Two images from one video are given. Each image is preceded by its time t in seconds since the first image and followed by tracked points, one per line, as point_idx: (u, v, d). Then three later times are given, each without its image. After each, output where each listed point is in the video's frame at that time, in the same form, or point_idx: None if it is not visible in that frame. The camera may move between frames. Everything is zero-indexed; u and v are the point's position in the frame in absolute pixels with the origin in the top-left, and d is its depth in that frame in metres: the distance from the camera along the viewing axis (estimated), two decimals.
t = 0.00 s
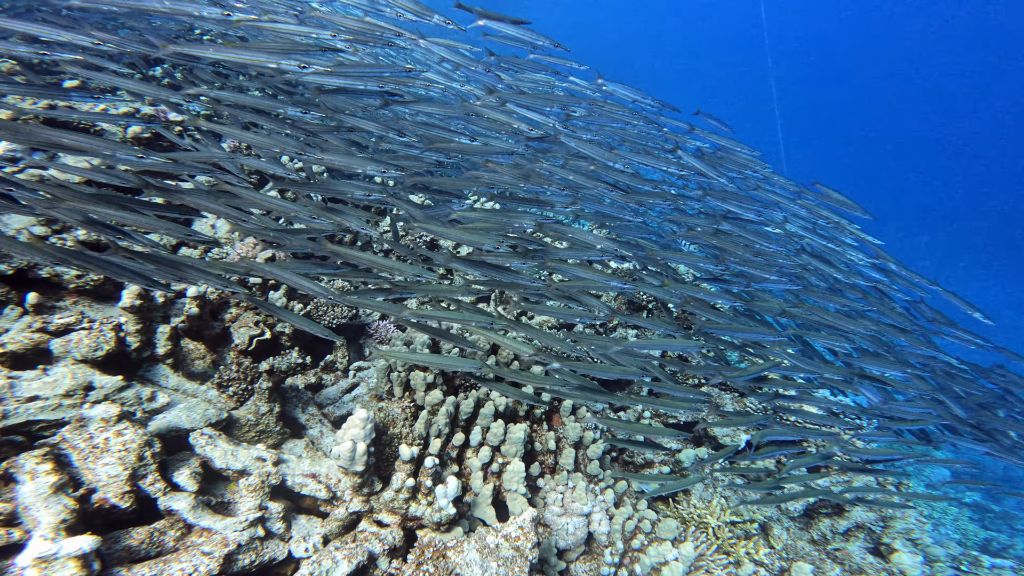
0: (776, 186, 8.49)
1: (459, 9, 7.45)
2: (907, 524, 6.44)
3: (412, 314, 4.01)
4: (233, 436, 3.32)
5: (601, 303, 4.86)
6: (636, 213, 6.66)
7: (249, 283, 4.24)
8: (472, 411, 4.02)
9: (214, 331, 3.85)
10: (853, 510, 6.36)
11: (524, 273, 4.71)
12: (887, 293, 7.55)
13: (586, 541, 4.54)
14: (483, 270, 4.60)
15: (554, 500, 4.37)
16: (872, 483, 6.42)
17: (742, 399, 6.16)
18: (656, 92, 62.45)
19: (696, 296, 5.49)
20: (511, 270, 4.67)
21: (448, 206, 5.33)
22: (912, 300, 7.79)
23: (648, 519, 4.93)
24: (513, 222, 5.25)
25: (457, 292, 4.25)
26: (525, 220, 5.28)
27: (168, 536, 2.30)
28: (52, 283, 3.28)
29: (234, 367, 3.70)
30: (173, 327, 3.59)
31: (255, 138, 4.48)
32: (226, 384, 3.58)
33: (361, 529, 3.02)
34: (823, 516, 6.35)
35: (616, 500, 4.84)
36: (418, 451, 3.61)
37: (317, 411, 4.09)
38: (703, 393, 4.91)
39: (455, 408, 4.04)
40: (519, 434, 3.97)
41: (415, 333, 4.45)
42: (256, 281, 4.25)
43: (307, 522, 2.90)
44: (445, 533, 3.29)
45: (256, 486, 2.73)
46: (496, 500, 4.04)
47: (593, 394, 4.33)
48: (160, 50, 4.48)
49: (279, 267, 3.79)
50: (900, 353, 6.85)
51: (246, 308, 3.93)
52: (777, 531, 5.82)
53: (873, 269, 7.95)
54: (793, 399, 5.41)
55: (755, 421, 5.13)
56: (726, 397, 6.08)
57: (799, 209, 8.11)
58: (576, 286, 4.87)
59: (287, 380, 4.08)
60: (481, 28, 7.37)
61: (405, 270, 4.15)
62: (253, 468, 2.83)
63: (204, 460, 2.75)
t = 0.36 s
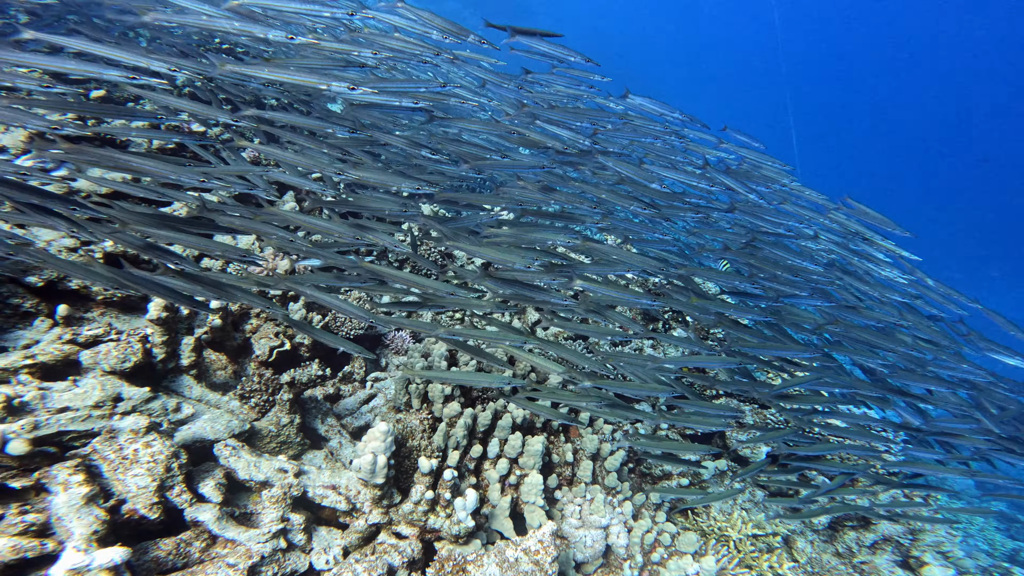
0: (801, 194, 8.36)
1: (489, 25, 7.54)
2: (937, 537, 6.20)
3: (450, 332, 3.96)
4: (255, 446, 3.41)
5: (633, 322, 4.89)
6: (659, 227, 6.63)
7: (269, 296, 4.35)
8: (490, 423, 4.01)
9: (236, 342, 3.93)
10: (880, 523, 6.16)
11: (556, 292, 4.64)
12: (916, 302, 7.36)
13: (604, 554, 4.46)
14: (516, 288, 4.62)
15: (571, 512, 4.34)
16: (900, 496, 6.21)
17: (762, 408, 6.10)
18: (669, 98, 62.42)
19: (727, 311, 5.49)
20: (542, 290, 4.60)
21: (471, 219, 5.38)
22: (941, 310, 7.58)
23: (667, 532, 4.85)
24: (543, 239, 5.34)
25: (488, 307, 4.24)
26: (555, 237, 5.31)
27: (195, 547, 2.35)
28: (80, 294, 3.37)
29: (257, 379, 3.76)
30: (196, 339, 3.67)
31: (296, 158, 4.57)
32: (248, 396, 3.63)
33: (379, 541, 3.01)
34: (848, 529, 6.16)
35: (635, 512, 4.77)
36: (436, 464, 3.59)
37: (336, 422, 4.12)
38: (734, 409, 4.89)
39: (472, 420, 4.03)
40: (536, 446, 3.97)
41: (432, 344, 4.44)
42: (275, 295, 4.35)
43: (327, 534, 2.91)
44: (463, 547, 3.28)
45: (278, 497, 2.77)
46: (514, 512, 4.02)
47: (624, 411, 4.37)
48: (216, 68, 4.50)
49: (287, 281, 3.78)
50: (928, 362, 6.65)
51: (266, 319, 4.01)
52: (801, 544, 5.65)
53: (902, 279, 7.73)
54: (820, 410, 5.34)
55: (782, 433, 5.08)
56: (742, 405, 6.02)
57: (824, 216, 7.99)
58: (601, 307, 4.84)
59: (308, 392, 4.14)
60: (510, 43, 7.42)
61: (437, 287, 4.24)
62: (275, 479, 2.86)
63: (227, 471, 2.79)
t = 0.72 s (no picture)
0: (818, 204, 8.34)
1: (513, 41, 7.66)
2: (959, 550, 6.03)
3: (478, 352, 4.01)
4: (269, 459, 3.43)
5: (659, 342, 4.91)
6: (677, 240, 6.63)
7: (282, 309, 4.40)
8: (501, 435, 4.01)
9: (250, 354, 3.99)
10: (900, 535, 6.01)
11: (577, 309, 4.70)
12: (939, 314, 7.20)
13: (618, 567, 4.39)
14: (543, 308, 4.65)
15: (584, 525, 4.31)
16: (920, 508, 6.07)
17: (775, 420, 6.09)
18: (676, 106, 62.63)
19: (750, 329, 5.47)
20: (564, 308, 4.65)
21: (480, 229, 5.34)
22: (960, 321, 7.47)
23: (682, 545, 4.76)
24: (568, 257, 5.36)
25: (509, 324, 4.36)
26: (581, 256, 5.34)
27: (212, 560, 2.40)
28: (98, 307, 3.40)
29: (271, 391, 3.76)
30: (211, 351, 3.72)
31: (324, 181, 4.62)
32: (262, 409, 3.65)
33: (393, 554, 3.02)
34: (867, 542, 6.02)
35: (647, 525, 4.71)
36: (449, 477, 3.61)
37: (349, 434, 4.14)
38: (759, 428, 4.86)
39: (484, 433, 4.02)
40: (549, 459, 3.96)
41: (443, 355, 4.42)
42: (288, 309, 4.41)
43: (341, 547, 2.94)
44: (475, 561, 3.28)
45: (293, 511, 2.80)
46: (526, 525, 4.01)
47: (645, 431, 4.43)
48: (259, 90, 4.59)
49: (304, 296, 3.90)
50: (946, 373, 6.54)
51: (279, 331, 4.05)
52: (818, 557, 5.52)
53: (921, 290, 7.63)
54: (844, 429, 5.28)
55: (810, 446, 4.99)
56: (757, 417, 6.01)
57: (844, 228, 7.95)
58: (626, 329, 4.89)
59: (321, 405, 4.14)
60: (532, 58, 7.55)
61: (462, 307, 4.24)
62: (290, 492, 2.90)
63: (243, 483, 2.83)
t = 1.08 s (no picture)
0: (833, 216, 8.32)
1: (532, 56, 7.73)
2: (980, 564, 5.93)
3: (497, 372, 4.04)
4: (281, 473, 3.45)
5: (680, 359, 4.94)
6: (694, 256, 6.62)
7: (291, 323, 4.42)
8: (512, 449, 4.01)
9: (261, 366, 4.02)
10: (919, 550, 5.89)
11: (599, 329, 4.76)
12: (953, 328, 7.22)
13: None
14: (563, 327, 4.72)
15: (594, 539, 4.26)
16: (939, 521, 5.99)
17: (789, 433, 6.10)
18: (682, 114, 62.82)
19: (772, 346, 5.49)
20: (588, 329, 4.73)
21: (496, 244, 5.37)
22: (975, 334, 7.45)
23: (695, 561, 4.68)
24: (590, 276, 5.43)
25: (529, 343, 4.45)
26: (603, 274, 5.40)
27: None
28: (112, 321, 3.46)
29: (282, 405, 3.79)
30: (223, 364, 3.76)
31: (353, 204, 4.61)
32: (274, 422, 3.68)
33: (404, 569, 3.08)
34: (885, 556, 5.89)
35: (659, 538, 4.65)
36: (460, 491, 3.64)
37: (359, 446, 4.14)
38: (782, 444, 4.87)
39: (494, 446, 4.01)
40: (559, 473, 3.95)
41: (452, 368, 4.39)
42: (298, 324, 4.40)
43: (352, 561, 2.94)
44: None
45: (306, 525, 2.83)
46: (536, 538, 4.00)
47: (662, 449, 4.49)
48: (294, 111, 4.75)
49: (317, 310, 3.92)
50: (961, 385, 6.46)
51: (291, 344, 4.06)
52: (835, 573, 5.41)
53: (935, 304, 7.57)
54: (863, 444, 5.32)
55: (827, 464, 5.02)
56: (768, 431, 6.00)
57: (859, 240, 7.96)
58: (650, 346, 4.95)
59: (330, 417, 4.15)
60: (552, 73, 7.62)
61: (484, 327, 4.30)
62: (302, 506, 2.91)
63: (255, 497, 2.86)
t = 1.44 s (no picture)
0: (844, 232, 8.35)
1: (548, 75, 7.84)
2: None
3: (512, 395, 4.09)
4: (290, 489, 3.47)
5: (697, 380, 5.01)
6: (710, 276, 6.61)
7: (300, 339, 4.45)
8: (519, 465, 4.02)
9: (270, 382, 4.04)
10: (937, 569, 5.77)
11: (615, 354, 4.84)
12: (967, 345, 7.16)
13: None
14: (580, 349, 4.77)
15: (603, 556, 4.23)
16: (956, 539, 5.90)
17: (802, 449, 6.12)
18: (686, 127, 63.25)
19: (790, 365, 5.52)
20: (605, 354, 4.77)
21: (510, 264, 5.38)
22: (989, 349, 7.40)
23: None
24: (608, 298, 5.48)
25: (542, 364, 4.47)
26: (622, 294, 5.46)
27: None
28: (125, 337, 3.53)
29: (290, 421, 3.88)
30: (232, 381, 3.78)
31: (370, 230, 4.51)
32: (283, 438, 3.75)
33: None
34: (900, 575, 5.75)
35: (668, 556, 4.59)
36: (468, 508, 3.65)
37: (366, 462, 4.11)
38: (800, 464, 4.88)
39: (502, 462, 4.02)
40: (566, 489, 3.93)
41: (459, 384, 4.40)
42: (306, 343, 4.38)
43: None
44: None
45: (315, 543, 2.86)
46: (544, 555, 3.96)
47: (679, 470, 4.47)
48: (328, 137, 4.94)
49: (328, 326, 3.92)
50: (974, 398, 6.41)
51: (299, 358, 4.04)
52: None
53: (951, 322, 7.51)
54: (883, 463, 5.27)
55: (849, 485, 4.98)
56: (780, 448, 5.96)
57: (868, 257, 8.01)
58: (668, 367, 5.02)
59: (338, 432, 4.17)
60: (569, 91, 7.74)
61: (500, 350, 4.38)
62: (311, 523, 2.92)
63: (264, 514, 2.86)
